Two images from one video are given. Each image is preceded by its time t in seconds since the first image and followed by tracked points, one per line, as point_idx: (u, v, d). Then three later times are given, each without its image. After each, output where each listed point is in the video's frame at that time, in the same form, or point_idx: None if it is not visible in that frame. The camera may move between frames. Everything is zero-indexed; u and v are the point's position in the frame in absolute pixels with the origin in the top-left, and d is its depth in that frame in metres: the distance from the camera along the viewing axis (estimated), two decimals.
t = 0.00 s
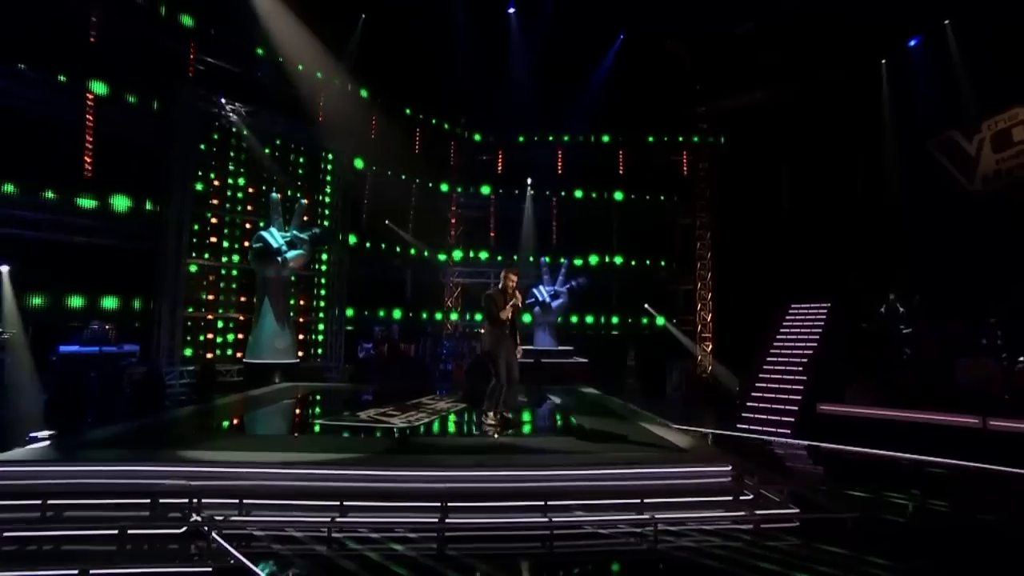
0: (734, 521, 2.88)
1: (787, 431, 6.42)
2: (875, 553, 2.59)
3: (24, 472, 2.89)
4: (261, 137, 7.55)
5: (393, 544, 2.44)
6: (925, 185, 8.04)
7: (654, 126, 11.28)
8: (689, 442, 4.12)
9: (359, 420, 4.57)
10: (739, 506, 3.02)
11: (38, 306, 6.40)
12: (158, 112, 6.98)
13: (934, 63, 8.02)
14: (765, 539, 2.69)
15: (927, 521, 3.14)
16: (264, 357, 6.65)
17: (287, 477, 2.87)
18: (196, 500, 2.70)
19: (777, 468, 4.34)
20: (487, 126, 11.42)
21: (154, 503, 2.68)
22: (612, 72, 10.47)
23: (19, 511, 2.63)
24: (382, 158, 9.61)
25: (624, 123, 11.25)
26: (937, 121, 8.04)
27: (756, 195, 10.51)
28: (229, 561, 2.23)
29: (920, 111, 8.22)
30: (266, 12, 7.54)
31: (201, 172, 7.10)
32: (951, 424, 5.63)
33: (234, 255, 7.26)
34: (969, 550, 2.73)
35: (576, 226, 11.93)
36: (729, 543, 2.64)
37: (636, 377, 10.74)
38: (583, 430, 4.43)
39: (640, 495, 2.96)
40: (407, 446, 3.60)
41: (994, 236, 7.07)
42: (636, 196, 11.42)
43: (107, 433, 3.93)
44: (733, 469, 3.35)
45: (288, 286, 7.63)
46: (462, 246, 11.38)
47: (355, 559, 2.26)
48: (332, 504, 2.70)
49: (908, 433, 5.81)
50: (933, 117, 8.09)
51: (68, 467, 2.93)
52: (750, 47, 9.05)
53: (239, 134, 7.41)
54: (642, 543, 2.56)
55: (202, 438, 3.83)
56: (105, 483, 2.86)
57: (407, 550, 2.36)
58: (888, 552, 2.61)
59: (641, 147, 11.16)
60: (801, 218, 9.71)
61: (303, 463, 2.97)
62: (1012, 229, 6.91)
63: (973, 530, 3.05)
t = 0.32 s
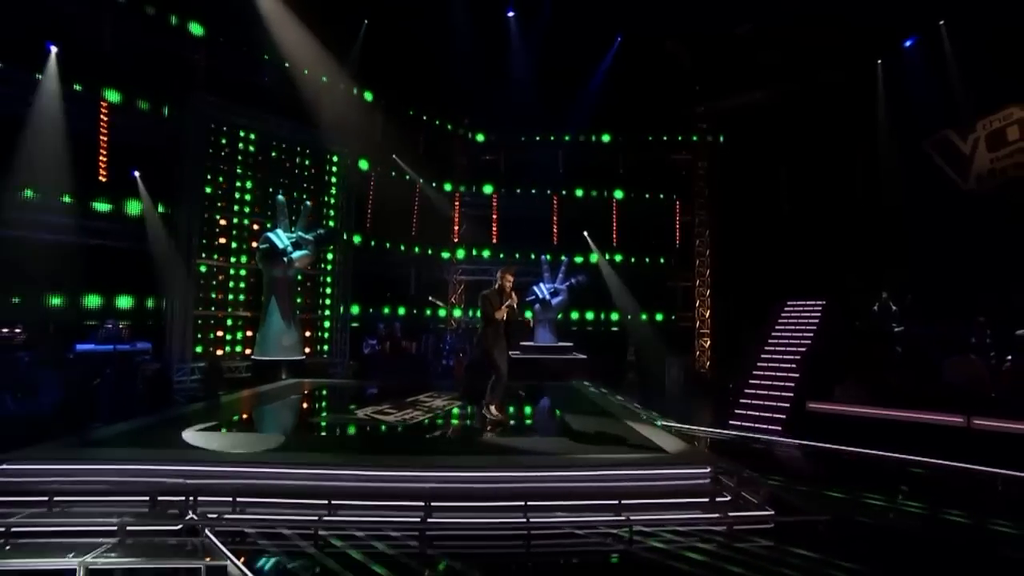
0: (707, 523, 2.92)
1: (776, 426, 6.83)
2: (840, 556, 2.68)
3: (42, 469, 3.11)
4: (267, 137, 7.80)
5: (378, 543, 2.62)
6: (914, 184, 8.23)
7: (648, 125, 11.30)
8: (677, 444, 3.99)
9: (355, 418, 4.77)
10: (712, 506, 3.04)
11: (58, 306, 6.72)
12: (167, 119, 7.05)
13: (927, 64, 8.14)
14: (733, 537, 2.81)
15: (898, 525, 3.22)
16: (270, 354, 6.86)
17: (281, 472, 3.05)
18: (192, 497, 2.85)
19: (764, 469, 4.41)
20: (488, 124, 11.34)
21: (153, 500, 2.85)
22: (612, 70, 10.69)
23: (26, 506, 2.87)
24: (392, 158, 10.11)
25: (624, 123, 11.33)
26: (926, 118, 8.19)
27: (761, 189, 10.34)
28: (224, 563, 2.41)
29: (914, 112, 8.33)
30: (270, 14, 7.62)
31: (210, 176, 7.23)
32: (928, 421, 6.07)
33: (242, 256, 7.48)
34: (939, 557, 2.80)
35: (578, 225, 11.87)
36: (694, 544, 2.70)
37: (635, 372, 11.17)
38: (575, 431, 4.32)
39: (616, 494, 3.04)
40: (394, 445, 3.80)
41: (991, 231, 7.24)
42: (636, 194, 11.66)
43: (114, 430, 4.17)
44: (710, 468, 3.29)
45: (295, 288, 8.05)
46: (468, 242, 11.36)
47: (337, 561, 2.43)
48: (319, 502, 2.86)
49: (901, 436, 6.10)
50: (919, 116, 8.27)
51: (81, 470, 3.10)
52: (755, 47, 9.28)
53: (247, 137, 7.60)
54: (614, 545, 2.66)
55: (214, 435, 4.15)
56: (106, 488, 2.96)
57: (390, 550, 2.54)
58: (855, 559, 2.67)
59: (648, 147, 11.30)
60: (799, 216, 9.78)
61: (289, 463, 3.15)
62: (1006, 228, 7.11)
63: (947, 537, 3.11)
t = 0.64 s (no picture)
0: (679, 523, 2.93)
1: (770, 424, 6.86)
2: (805, 547, 2.75)
3: (59, 466, 3.32)
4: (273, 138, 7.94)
5: (361, 539, 2.81)
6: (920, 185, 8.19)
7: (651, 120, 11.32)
8: (661, 444, 4.02)
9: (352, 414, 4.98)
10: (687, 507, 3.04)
11: (73, 304, 6.95)
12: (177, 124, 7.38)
13: (926, 57, 8.27)
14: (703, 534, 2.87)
15: (877, 516, 3.26)
16: (277, 350, 7.13)
17: (279, 475, 3.27)
18: (189, 494, 3.05)
19: (749, 464, 4.51)
20: (495, 123, 11.69)
21: (153, 496, 3.04)
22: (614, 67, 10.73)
23: (37, 500, 3.06)
24: (389, 154, 9.92)
25: (625, 119, 11.47)
26: (930, 112, 8.27)
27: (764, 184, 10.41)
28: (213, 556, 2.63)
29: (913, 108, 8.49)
30: (273, 14, 7.89)
31: (218, 176, 7.44)
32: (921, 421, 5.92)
33: (250, 255, 7.73)
34: (904, 544, 2.88)
35: (579, 220, 11.99)
36: (664, 544, 2.75)
37: (637, 366, 11.31)
38: (572, 433, 4.40)
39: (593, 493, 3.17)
40: (389, 445, 3.95)
41: (986, 232, 7.22)
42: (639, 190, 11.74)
43: (125, 428, 4.40)
44: (689, 470, 3.40)
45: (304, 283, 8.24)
46: (470, 239, 11.53)
47: (322, 558, 2.62)
48: (309, 500, 3.04)
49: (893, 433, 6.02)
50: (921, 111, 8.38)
51: (97, 467, 3.33)
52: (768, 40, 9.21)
53: (253, 139, 7.76)
54: (584, 545, 2.75)
55: (217, 433, 4.35)
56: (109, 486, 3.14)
57: (369, 547, 2.72)
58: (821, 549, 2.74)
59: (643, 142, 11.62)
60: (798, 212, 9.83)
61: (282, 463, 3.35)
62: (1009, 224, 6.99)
63: (917, 523, 3.18)
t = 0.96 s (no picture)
0: (654, 524, 3.07)
1: (771, 421, 6.59)
2: (776, 549, 2.87)
3: (76, 462, 3.56)
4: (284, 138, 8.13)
5: (353, 534, 3.01)
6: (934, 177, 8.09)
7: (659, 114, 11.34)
8: (651, 449, 3.92)
9: (355, 412, 5.16)
10: (666, 510, 3.09)
11: (96, 303, 7.22)
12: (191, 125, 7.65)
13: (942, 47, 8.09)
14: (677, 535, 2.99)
15: (858, 521, 3.29)
16: (288, 345, 7.37)
17: (274, 472, 3.40)
18: (195, 488, 3.24)
19: (744, 467, 4.53)
20: (505, 120, 11.70)
21: (162, 490, 3.25)
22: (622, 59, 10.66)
23: (60, 491, 3.32)
24: (406, 152, 10.20)
25: (633, 112, 11.43)
26: (949, 105, 8.04)
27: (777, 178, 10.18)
28: (213, 547, 2.86)
29: (928, 101, 8.34)
30: (280, 13, 8.02)
31: (230, 178, 7.68)
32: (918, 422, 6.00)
33: (262, 253, 7.93)
34: (875, 547, 2.96)
35: (589, 213, 12.13)
36: (637, 544, 2.90)
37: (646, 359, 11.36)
38: (564, 433, 4.31)
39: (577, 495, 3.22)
40: (383, 445, 4.00)
41: (1004, 228, 7.08)
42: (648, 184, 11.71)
43: (142, 423, 4.67)
44: (671, 473, 3.39)
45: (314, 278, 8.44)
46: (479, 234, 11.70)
47: (315, 551, 2.81)
48: (305, 496, 3.23)
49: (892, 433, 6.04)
50: (939, 103, 8.18)
51: (112, 465, 3.53)
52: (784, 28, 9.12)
53: (263, 140, 7.96)
54: (562, 544, 2.89)
55: (228, 429, 4.58)
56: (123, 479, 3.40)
57: (360, 542, 2.92)
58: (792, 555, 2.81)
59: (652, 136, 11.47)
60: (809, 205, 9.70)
61: (280, 460, 3.48)
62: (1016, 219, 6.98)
63: (898, 528, 3.21)
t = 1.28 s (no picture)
0: (628, 519, 3.21)
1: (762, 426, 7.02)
2: (741, 546, 3.01)
3: (99, 453, 3.91)
4: (292, 139, 8.32)
5: (344, 523, 3.21)
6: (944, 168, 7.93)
7: (659, 108, 11.52)
8: (634, 446, 4.07)
9: (355, 407, 5.40)
10: (639, 504, 3.30)
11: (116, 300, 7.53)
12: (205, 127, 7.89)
13: (953, 37, 7.96)
14: (647, 531, 3.12)
15: (828, 521, 3.41)
16: (298, 340, 7.66)
17: (283, 467, 3.74)
18: (204, 480, 3.56)
19: (730, 463, 4.65)
20: (511, 114, 11.63)
21: (174, 480, 3.58)
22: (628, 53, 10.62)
23: (82, 482, 3.62)
24: (413, 149, 10.40)
25: (639, 104, 11.55)
26: (958, 97, 7.90)
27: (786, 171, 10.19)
28: (220, 538, 3.06)
29: (934, 94, 8.23)
30: (285, 11, 8.11)
31: (240, 178, 7.89)
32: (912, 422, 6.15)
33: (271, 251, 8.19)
34: (838, 546, 3.09)
35: (596, 206, 11.95)
36: (606, 538, 3.06)
37: (649, 352, 11.45)
38: (553, 431, 4.46)
39: (555, 490, 3.45)
40: (379, 441, 4.24)
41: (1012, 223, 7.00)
42: (654, 178, 11.74)
43: (156, 419, 4.93)
44: (647, 469, 3.61)
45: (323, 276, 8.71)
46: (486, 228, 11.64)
47: (307, 538, 3.03)
48: (303, 488, 3.49)
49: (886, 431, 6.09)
50: (947, 94, 8.05)
51: (139, 454, 3.90)
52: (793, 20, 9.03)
53: (272, 141, 8.15)
54: (539, 535, 3.07)
55: (235, 424, 4.83)
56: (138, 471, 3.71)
57: (349, 531, 3.13)
58: (756, 554, 2.93)
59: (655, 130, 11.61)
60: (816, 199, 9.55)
61: (289, 455, 3.82)
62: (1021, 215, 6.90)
63: (864, 528, 3.33)
